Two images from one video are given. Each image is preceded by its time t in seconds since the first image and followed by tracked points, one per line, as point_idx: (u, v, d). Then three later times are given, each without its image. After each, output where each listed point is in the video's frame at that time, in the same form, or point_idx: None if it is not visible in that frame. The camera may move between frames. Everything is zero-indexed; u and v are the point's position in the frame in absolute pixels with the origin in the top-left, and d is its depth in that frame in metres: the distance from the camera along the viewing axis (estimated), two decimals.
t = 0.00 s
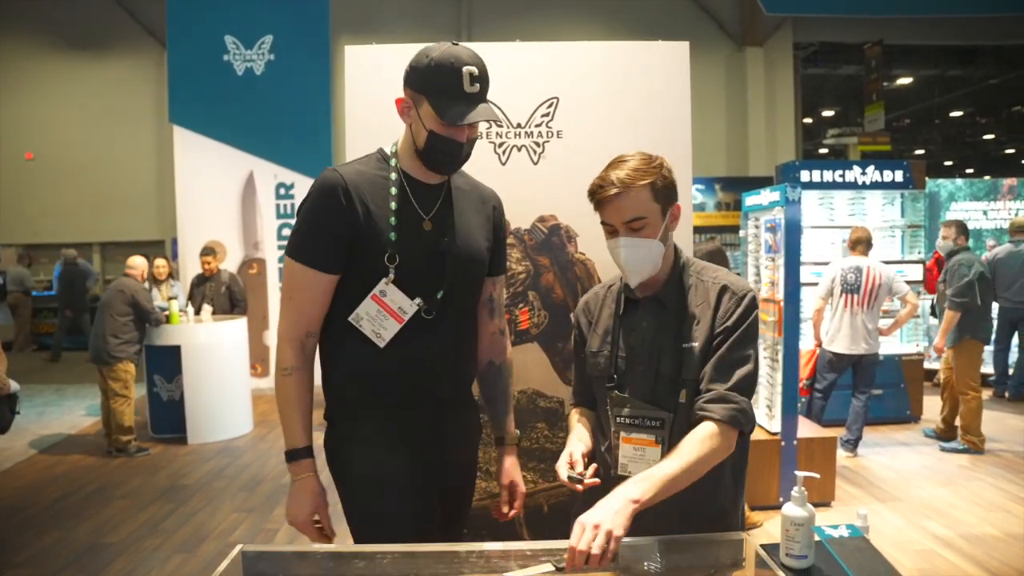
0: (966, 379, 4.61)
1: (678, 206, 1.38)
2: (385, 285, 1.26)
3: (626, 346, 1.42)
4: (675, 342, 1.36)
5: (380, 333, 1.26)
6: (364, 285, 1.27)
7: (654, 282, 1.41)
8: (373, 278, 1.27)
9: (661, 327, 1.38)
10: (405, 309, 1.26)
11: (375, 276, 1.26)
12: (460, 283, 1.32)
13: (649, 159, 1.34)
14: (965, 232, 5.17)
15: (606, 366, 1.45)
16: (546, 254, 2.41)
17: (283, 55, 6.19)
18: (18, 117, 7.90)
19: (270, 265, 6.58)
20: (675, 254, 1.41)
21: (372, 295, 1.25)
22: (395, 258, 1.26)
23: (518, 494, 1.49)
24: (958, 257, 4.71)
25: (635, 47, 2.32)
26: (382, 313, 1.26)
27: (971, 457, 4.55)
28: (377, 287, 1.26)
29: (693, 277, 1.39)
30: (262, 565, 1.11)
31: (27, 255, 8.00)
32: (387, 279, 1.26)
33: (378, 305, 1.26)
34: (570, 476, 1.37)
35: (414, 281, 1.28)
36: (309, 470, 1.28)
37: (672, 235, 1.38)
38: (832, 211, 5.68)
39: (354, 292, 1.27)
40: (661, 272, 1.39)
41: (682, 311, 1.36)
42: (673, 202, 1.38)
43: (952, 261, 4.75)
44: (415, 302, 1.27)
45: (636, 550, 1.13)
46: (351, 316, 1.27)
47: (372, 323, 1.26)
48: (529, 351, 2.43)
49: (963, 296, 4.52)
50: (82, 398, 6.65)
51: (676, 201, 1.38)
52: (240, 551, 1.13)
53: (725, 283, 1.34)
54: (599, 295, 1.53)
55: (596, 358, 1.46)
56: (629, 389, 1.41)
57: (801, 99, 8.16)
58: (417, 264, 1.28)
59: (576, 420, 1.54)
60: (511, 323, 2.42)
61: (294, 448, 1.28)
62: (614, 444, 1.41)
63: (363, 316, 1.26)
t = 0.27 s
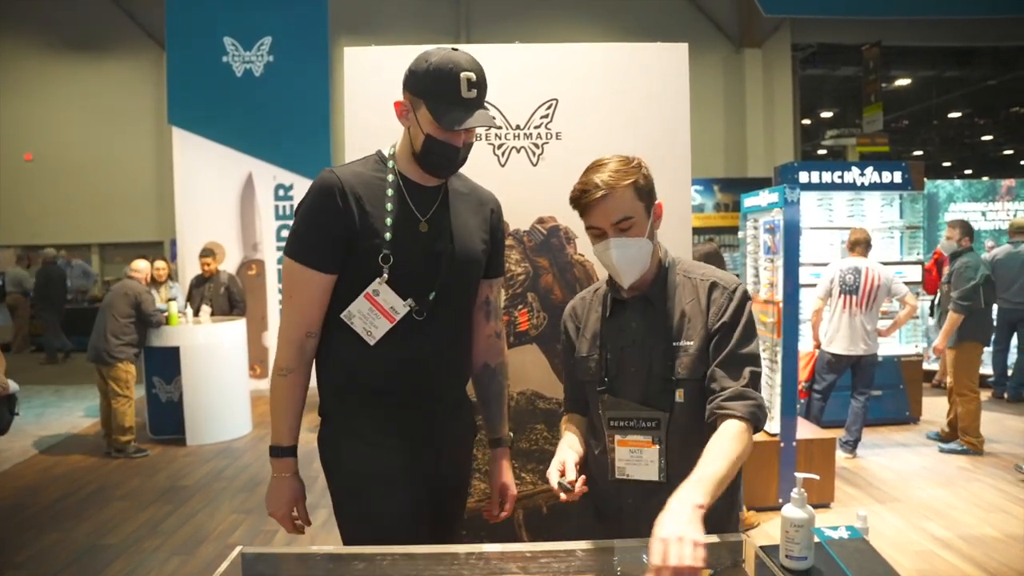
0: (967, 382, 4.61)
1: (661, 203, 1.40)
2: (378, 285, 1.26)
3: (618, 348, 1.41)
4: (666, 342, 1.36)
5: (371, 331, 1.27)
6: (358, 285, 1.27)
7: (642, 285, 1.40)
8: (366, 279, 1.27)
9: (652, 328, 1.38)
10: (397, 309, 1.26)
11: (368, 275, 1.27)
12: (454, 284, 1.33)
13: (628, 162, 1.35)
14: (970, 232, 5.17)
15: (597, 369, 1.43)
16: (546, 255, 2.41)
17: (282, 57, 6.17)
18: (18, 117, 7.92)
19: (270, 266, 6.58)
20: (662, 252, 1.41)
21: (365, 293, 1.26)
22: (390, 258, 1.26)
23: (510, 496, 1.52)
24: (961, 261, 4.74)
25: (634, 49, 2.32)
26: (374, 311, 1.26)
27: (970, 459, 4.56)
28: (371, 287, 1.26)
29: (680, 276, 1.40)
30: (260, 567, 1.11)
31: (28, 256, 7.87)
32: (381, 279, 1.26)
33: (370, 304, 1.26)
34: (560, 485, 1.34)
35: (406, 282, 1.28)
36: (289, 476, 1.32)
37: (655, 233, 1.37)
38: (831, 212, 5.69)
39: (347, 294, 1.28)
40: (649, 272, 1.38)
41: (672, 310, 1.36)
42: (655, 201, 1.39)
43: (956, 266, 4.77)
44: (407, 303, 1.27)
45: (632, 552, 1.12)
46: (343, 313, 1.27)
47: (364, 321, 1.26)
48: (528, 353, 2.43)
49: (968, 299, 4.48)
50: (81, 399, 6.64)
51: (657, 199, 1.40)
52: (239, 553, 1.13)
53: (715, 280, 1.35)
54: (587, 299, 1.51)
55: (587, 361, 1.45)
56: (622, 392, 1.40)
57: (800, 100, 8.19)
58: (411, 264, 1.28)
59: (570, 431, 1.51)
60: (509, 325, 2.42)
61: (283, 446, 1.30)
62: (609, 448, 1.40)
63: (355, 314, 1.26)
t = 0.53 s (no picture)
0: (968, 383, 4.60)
1: (649, 210, 1.37)
2: (372, 287, 1.26)
3: (612, 350, 1.40)
4: (662, 343, 1.35)
5: (369, 334, 1.27)
6: (351, 288, 1.27)
7: (636, 278, 1.37)
8: (359, 279, 1.27)
9: (646, 329, 1.37)
10: (394, 309, 1.26)
11: (360, 277, 1.27)
12: (446, 282, 1.33)
13: (611, 163, 1.34)
14: (973, 233, 5.17)
15: (590, 372, 1.42)
16: (546, 255, 2.41)
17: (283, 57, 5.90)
18: (18, 117, 7.65)
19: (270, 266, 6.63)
20: (654, 252, 1.40)
21: (359, 296, 1.26)
22: (382, 258, 1.26)
23: (506, 479, 1.50)
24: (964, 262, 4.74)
25: (636, 49, 2.32)
26: (371, 314, 1.26)
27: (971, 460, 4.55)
28: (365, 289, 1.26)
29: (674, 275, 1.39)
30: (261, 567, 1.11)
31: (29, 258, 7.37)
32: (375, 280, 1.26)
33: (366, 307, 1.26)
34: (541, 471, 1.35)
35: (399, 282, 1.28)
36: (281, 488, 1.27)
37: (643, 238, 1.36)
38: (831, 213, 5.68)
39: (338, 296, 1.27)
40: (640, 275, 1.37)
41: (667, 310, 1.35)
42: (643, 207, 1.36)
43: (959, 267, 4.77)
44: (404, 302, 1.27)
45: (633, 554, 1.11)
46: (339, 318, 1.27)
47: (361, 325, 1.26)
48: (528, 353, 2.43)
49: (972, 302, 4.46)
50: (81, 399, 6.64)
51: (644, 205, 1.37)
52: (240, 551, 1.12)
53: (710, 279, 1.36)
54: (576, 300, 1.49)
55: (579, 363, 1.43)
56: (618, 394, 1.39)
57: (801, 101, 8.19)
58: (402, 263, 1.28)
59: (556, 426, 1.49)
60: (509, 325, 2.42)
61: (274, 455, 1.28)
62: (606, 450, 1.40)
63: (352, 318, 1.26)
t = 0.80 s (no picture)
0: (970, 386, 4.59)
1: (655, 210, 1.38)
2: (361, 290, 1.22)
3: (616, 354, 1.39)
4: (667, 348, 1.35)
5: (359, 339, 1.22)
6: (338, 291, 1.22)
7: (639, 286, 1.38)
8: (345, 282, 1.22)
9: (650, 334, 1.37)
10: (385, 312, 1.22)
11: (348, 279, 1.22)
12: (437, 282, 1.29)
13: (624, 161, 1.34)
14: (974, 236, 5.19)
15: (591, 376, 1.41)
16: (549, 258, 2.41)
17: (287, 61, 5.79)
18: (18, 117, 8.00)
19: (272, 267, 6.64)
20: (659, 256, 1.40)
21: (349, 300, 1.21)
22: (369, 260, 1.22)
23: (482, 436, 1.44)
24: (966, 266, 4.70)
25: (639, 52, 2.33)
26: (361, 318, 1.22)
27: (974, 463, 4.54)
28: (354, 292, 1.22)
29: (680, 279, 1.39)
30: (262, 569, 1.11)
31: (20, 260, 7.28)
32: (364, 283, 1.22)
33: (355, 311, 1.22)
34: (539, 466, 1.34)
35: (388, 284, 1.24)
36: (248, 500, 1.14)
37: (649, 239, 1.36)
38: (834, 215, 5.67)
39: (323, 299, 1.23)
40: (645, 277, 1.37)
41: (672, 314, 1.35)
42: (650, 206, 1.37)
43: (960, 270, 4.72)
44: (394, 305, 1.23)
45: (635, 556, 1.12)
46: (328, 324, 1.22)
47: (350, 330, 1.22)
48: (530, 355, 2.44)
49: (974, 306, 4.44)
50: (85, 399, 6.66)
51: (651, 205, 1.37)
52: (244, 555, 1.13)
53: (716, 284, 1.36)
54: (577, 302, 1.48)
55: (581, 366, 1.42)
56: (621, 398, 1.39)
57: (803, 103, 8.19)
58: (389, 262, 1.23)
59: (555, 426, 1.48)
60: (512, 327, 2.42)
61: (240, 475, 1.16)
62: (609, 454, 1.39)
63: (341, 323, 1.22)
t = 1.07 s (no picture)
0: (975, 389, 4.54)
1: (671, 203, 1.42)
2: (344, 300, 1.19)
3: (623, 356, 1.39)
4: (675, 348, 1.36)
5: (345, 352, 1.20)
6: (321, 301, 1.20)
7: (644, 287, 1.39)
8: (327, 292, 1.20)
9: (659, 335, 1.38)
10: (369, 322, 1.20)
11: (330, 291, 1.20)
12: (422, 286, 1.28)
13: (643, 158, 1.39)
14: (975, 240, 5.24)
15: (597, 378, 1.40)
16: (553, 261, 2.40)
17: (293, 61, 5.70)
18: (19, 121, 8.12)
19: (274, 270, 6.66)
20: (667, 257, 1.41)
21: (330, 312, 1.19)
22: (351, 268, 1.20)
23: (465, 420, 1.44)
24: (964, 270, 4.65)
25: (642, 55, 2.33)
26: (345, 330, 1.19)
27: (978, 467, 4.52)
28: (336, 303, 1.19)
29: (687, 281, 1.40)
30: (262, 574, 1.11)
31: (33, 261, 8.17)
32: (346, 293, 1.19)
33: (338, 323, 1.19)
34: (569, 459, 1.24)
35: (372, 292, 1.22)
36: (266, 525, 1.12)
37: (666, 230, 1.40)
38: (838, 219, 5.65)
39: (306, 310, 1.20)
40: (655, 275, 1.38)
41: (681, 315, 1.36)
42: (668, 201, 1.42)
43: (959, 274, 4.67)
44: (379, 313, 1.21)
45: (638, 558, 1.12)
46: (311, 338, 1.20)
47: (334, 343, 1.20)
48: (533, 358, 2.44)
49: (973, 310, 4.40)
50: (87, 403, 6.67)
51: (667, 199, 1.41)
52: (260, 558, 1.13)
53: (723, 287, 1.38)
54: (582, 304, 1.48)
55: (586, 368, 1.41)
56: (628, 400, 1.38)
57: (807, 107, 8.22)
58: (371, 268, 1.21)
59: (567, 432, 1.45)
60: (515, 330, 2.43)
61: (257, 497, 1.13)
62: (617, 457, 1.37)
63: (325, 337, 1.19)
